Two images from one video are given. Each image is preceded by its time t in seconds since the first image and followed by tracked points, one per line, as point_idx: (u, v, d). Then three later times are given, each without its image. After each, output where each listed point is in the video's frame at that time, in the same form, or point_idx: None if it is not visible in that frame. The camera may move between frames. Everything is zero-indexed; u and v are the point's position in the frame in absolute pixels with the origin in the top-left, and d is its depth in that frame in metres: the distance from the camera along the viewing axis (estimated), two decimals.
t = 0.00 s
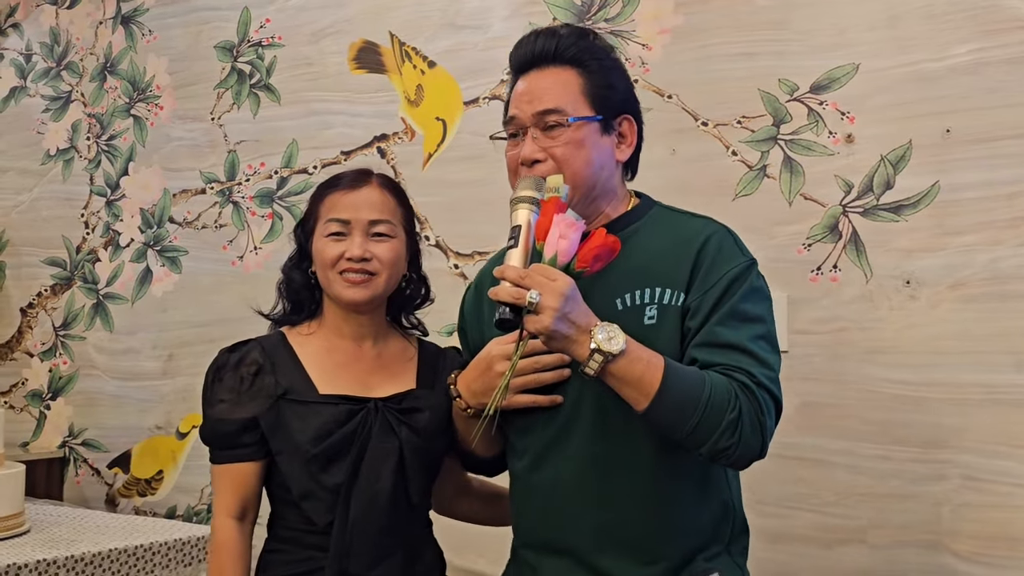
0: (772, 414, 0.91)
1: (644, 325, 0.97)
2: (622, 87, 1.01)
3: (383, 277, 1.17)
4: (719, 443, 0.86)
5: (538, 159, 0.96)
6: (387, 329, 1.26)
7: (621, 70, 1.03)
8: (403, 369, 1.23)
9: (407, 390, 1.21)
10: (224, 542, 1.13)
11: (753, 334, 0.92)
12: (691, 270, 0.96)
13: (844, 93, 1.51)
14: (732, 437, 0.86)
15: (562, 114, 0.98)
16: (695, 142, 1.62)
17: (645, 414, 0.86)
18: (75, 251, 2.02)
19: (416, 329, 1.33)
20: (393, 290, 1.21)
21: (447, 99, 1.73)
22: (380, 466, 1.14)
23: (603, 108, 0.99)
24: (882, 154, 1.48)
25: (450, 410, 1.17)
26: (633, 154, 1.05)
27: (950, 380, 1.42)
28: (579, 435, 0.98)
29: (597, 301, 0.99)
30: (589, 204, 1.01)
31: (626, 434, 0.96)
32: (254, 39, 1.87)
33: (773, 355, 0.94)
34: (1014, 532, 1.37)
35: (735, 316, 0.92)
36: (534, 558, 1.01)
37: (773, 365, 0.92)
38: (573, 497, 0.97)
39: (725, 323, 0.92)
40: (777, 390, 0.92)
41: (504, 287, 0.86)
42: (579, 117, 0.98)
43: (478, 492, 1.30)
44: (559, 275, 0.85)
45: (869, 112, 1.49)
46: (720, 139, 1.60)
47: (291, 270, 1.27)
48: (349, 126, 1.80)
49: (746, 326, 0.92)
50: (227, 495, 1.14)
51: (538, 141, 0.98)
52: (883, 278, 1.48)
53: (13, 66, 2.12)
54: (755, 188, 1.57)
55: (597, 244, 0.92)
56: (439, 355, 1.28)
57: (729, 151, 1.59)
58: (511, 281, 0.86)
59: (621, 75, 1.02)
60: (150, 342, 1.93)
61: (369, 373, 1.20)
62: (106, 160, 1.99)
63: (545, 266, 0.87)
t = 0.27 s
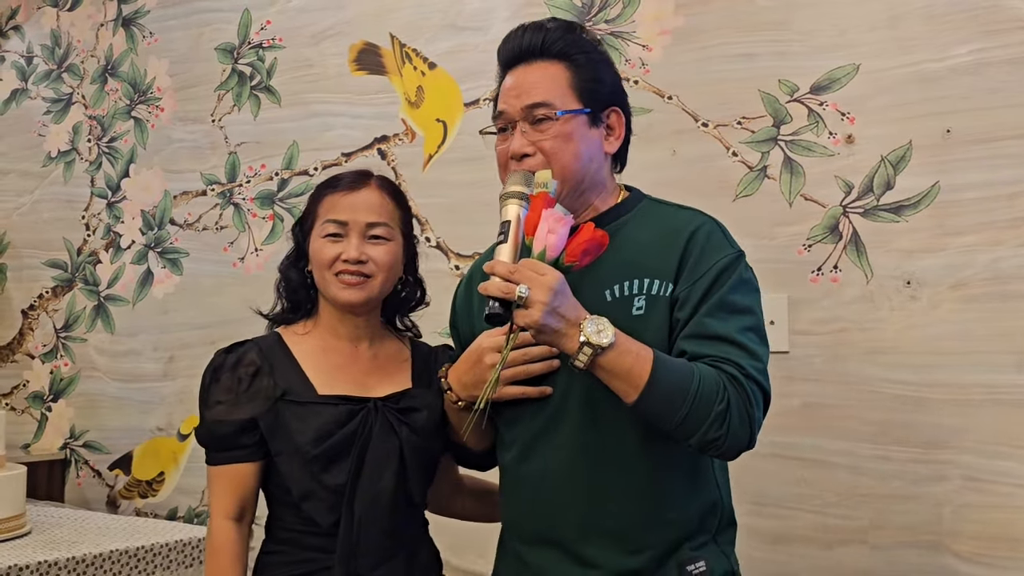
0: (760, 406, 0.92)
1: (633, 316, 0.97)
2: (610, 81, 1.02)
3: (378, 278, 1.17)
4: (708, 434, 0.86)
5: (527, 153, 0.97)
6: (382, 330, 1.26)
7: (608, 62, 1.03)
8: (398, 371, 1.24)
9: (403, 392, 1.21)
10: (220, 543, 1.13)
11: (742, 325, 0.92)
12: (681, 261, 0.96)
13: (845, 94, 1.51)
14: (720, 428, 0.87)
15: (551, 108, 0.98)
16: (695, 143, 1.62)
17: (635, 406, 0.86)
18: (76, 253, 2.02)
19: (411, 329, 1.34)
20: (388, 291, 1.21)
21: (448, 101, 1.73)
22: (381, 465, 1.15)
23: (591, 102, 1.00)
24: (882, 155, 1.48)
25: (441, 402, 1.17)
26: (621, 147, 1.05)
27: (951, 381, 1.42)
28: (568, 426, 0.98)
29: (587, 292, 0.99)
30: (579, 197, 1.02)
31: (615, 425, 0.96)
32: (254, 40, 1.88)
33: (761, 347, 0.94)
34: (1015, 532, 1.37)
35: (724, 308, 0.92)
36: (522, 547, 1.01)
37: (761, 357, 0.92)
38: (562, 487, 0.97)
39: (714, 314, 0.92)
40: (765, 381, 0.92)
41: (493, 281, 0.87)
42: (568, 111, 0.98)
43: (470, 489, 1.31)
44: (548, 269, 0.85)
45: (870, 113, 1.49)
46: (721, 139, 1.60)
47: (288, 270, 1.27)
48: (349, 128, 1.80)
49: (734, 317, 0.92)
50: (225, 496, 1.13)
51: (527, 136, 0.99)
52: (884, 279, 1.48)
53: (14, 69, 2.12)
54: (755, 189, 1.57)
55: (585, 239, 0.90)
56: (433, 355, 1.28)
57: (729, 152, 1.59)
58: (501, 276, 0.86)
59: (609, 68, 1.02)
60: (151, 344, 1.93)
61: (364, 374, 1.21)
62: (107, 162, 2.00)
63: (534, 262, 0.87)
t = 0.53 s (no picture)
0: (747, 433, 0.91)
1: (624, 338, 0.97)
2: (602, 101, 1.02)
3: (370, 282, 1.17)
4: (694, 460, 0.86)
5: (517, 173, 0.97)
6: (376, 334, 1.25)
7: (599, 82, 1.03)
8: (393, 373, 1.23)
9: (400, 395, 1.21)
10: (220, 545, 1.11)
11: (731, 350, 0.91)
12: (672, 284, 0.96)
13: (842, 95, 1.50)
14: (706, 453, 0.86)
15: (541, 128, 0.98)
16: (692, 145, 1.61)
17: (620, 430, 0.86)
18: (71, 255, 2.01)
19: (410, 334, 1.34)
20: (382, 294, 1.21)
21: (444, 103, 1.73)
22: (382, 468, 1.14)
23: (582, 123, 1.00)
24: (879, 156, 1.48)
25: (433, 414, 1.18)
26: (613, 166, 1.05)
27: (948, 382, 1.41)
28: (556, 446, 0.98)
29: (578, 315, 0.99)
30: (570, 215, 1.02)
31: (602, 446, 0.96)
32: (250, 42, 1.87)
33: (750, 373, 0.94)
34: (1012, 534, 1.37)
35: (713, 332, 0.92)
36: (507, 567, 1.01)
37: (751, 383, 0.92)
38: (547, 507, 0.97)
39: (703, 339, 0.92)
40: (753, 407, 0.92)
41: (481, 306, 0.86)
42: (558, 130, 0.98)
43: (455, 500, 1.31)
44: (536, 293, 0.85)
45: (867, 114, 1.49)
46: (717, 141, 1.60)
47: (285, 273, 1.27)
48: (345, 129, 1.80)
49: (723, 342, 0.92)
50: (224, 498, 1.12)
51: (518, 155, 0.99)
52: (881, 280, 1.47)
53: (8, 71, 2.11)
54: (752, 190, 1.57)
55: (574, 263, 0.90)
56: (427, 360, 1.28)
57: (726, 154, 1.59)
58: (489, 300, 0.85)
59: (601, 88, 1.03)
60: (147, 346, 1.93)
61: (359, 375, 1.20)
62: (102, 164, 1.99)
63: (522, 285, 0.87)
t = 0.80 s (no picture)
0: (744, 416, 0.91)
1: (622, 322, 0.97)
2: (598, 84, 1.02)
3: (371, 275, 1.17)
4: (691, 444, 0.86)
5: (513, 155, 0.97)
6: (374, 333, 1.25)
7: (594, 67, 1.04)
8: (391, 374, 1.23)
9: (397, 397, 1.21)
10: (222, 546, 1.10)
11: (729, 334, 0.91)
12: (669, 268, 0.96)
13: (841, 95, 1.50)
14: (703, 438, 0.86)
15: (536, 109, 0.98)
16: (691, 146, 1.61)
17: (618, 415, 0.86)
18: (70, 255, 2.01)
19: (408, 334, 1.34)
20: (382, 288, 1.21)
21: (443, 102, 1.73)
22: (382, 468, 1.15)
23: (579, 105, 1.00)
24: (878, 156, 1.48)
25: (432, 404, 1.18)
26: (610, 149, 1.05)
27: (947, 383, 1.41)
28: (553, 432, 0.98)
29: (577, 298, 0.99)
30: (568, 200, 1.02)
31: (600, 434, 0.96)
32: (248, 42, 1.87)
33: (748, 356, 0.94)
34: (1012, 534, 1.37)
35: (711, 316, 0.92)
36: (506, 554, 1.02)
37: (747, 367, 0.92)
38: (544, 494, 0.97)
39: (700, 322, 0.92)
40: (750, 390, 0.92)
41: (476, 291, 0.88)
42: (553, 112, 0.98)
43: (456, 494, 1.31)
44: (530, 278, 0.86)
45: (866, 114, 1.49)
46: (716, 141, 1.60)
47: (282, 272, 1.26)
48: (343, 129, 1.80)
49: (721, 326, 0.92)
50: (224, 499, 1.11)
51: (513, 137, 0.99)
52: (880, 281, 1.47)
53: (7, 70, 2.11)
54: (751, 190, 1.57)
55: (569, 248, 0.92)
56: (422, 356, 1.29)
57: (725, 154, 1.59)
58: (483, 285, 0.87)
59: (596, 73, 1.03)
60: (145, 346, 1.93)
61: (358, 376, 1.20)
62: (101, 164, 1.99)
63: (517, 270, 0.88)
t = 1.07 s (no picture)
0: (743, 420, 0.90)
1: (630, 323, 0.96)
2: (603, 78, 1.00)
3: (364, 274, 1.16)
4: (683, 447, 0.86)
5: (510, 153, 0.98)
6: (372, 329, 1.25)
7: (602, 59, 1.02)
8: (387, 371, 1.23)
9: (392, 393, 1.21)
10: (213, 545, 1.11)
11: (729, 336, 0.90)
12: (675, 269, 0.95)
13: (838, 93, 1.50)
14: (695, 439, 0.86)
15: (534, 106, 0.98)
16: (689, 143, 1.62)
17: (609, 414, 0.86)
18: (67, 251, 2.01)
19: (404, 325, 1.34)
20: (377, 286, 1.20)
21: (441, 99, 1.73)
22: (372, 468, 1.14)
23: (578, 100, 0.98)
24: (876, 154, 1.48)
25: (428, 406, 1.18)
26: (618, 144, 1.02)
27: (944, 381, 1.41)
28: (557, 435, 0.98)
29: (588, 298, 0.99)
30: (572, 197, 1.01)
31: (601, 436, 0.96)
32: (247, 38, 1.87)
33: (751, 359, 0.92)
34: (1008, 533, 1.37)
35: (711, 317, 0.91)
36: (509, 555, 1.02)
37: (749, 370, 0.91)
38: (547, 495, 0.98)
39: (700, 323, 0.91)
40: (749, 394, 0.91)
41: (466, 291, 0.88)
42: (550, 107, 0.98)
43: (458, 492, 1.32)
44: (519, 279, 0.86)
45: (864, 112, 1.49)
46: (714, 138, 1.60)
47: (273, 273, 1.26)
48: (341, 126, 1.80)
49: (722, 327, 0.91)
50: (215, 498, 1.12)
51: (512, 134, 0.99)
52: (877, 278, 1.47)
53: (5, 66, 2.11)
54: (748, 188, 1.57)
55: (558, 249, 0.92)
56: (422, 356, 1.28)
57: (723, 151, 1.59)
58: (473, 286, 0.87)
59: (604, 65, 1.01)
60: (142, 342, 1.93)
61: (354, 373, 1.20)
62: (99, 160, 1.99)
63: (507, 270, 0.88)
